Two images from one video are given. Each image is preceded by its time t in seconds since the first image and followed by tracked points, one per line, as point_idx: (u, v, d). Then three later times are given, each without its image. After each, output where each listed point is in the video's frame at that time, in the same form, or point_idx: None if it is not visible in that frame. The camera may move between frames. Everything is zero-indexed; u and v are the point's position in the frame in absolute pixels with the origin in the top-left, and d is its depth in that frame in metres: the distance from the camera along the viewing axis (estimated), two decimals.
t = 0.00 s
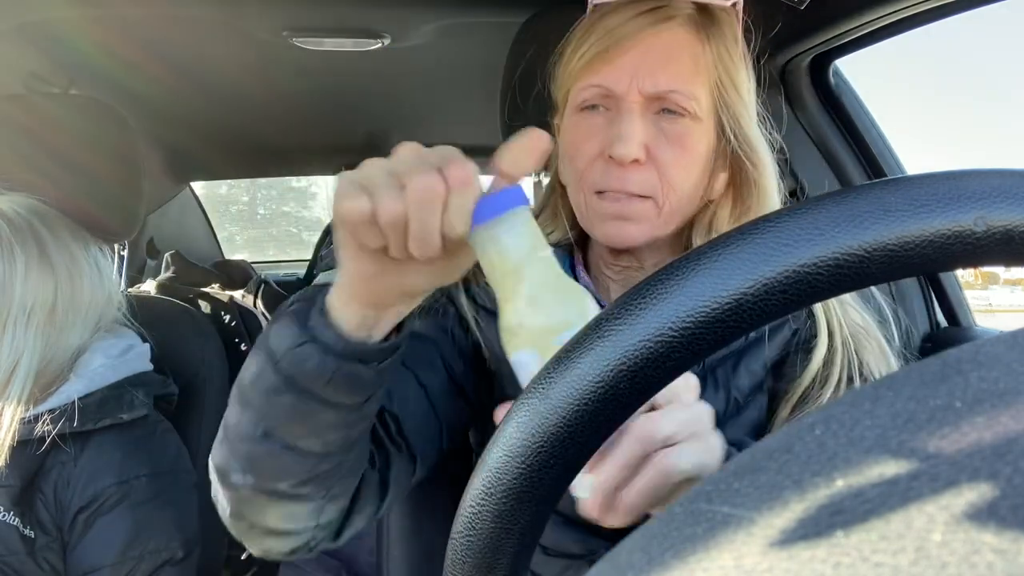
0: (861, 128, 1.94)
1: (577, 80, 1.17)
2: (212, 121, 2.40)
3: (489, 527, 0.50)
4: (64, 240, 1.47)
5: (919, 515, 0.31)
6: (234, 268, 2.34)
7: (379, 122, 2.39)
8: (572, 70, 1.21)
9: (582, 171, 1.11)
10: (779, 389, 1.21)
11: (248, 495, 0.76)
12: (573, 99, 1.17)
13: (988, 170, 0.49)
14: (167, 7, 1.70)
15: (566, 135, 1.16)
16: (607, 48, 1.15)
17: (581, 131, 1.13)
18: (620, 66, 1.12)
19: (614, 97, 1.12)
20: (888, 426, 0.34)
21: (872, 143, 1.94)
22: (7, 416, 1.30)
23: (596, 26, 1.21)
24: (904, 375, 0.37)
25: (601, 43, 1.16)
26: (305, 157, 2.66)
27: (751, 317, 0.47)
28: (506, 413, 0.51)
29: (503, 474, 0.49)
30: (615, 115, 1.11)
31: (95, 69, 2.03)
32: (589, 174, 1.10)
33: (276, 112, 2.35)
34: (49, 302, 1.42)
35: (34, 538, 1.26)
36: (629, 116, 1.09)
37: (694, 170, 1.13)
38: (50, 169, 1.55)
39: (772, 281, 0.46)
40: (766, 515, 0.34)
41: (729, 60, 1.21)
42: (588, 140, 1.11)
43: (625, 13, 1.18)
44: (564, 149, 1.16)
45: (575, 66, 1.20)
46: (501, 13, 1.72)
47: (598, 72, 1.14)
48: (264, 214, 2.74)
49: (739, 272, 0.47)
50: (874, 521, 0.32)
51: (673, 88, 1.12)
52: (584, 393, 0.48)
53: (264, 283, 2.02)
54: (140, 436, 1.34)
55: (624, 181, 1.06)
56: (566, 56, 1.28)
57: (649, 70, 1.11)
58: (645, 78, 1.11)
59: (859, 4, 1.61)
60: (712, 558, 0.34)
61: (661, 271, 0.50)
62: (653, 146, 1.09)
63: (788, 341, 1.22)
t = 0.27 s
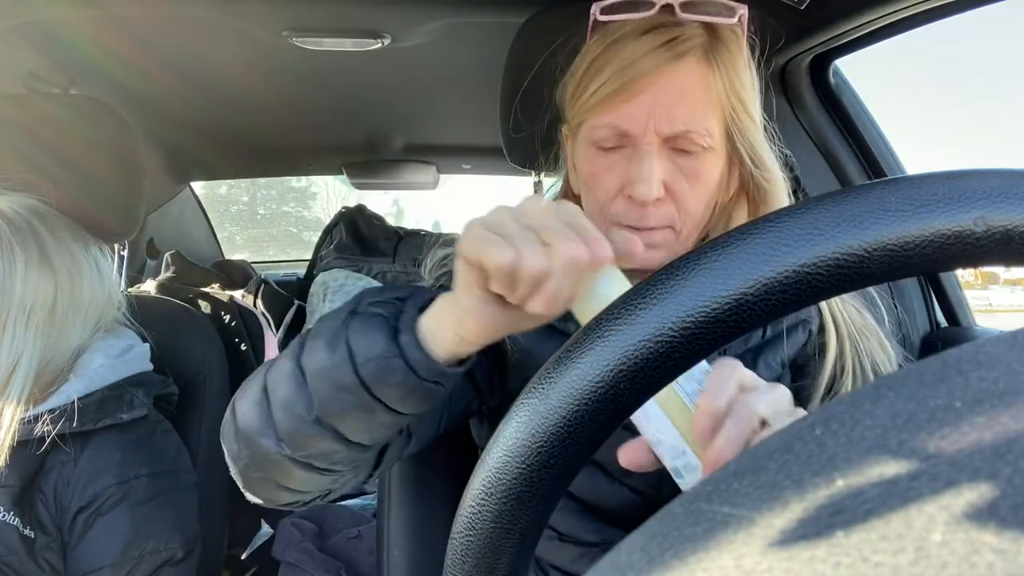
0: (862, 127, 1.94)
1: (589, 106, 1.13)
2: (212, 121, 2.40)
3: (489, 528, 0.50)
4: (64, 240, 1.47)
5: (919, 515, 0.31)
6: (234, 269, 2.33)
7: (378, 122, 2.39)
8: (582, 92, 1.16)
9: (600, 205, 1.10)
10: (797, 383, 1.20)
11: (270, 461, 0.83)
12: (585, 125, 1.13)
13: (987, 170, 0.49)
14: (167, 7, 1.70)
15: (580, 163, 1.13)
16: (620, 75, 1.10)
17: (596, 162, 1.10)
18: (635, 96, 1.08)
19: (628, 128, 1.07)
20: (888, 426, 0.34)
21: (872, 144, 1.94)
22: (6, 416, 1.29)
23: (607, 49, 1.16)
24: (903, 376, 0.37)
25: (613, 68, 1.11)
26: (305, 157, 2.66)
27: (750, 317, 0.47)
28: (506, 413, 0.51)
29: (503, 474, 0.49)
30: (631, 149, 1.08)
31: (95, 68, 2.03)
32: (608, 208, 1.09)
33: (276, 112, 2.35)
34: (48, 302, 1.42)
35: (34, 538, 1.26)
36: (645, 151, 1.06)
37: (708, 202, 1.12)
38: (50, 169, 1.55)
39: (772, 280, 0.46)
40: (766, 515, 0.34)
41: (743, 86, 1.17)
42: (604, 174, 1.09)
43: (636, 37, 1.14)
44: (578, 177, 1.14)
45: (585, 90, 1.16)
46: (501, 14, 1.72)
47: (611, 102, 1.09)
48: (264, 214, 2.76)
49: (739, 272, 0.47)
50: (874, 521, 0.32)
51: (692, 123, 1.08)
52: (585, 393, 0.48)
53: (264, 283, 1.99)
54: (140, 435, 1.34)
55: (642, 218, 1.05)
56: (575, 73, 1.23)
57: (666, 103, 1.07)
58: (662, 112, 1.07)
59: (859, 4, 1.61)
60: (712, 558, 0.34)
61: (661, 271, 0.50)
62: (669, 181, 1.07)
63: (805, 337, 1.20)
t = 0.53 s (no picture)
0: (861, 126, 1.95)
1: (605, 108, 1.16)
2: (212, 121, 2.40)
3: (489, 528, 0.50)
4: (64, 241, 1.47)
5: (918, 515, 0.31)
6: (234, 269, 2.37)
7: (378, 122, 2.39)
8: (595, 90, 1.18)
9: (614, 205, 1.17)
10: (816, 391, 1.16)
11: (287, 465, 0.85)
12: (598, 126, 1.17)
13: (987, 170, 0.49)
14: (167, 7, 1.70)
15: (595, 162, 1.19)
16: (641, 85, 1.13)
17: (613, 164, 1.17)
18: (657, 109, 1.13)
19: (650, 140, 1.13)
20: (889, 426, 0.34)
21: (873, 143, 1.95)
22: (6, 416, 1.29)
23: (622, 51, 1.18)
24: (903, 376, 0.37)
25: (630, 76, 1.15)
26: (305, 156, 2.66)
27: (751, 318, 0.47)
28: (507, 413, 0.51)
29: (503, 474, 0.49)
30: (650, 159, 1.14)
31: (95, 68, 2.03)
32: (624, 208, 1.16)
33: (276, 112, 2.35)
34: (48, 302, 1.42)
35: (35, 538, 1.26)
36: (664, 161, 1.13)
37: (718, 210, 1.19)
38: (50, 170, 1.53)
39: (772, 280, 0.46)
40: (766, 515, 0.34)
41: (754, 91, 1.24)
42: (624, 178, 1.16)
43: (653, 41, 1.17)
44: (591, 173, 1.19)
45: (598, 91, 1.19)
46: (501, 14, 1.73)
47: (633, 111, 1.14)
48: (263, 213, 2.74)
49: (739, 272, 0.47)
50: (874, 521, 0.32)
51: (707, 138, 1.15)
52: (585, 393, 0.48)
53: (264, 283, 2.00)
54: (140, 435, 1.34)
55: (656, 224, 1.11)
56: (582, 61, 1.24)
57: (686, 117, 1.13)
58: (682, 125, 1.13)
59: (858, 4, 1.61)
60: (712, 558, 0.34)
61: (662, 271, 0.50)
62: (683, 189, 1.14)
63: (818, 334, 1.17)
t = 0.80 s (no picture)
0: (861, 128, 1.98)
1: (624, 112, 1.26)
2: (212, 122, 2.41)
3: (488, 529, 0.50)
4: (64, 242, 1.47)
5: (919, 515, 0.31)
6: (233, 269, 2.37)
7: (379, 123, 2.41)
8: (611, 91, 1.24)
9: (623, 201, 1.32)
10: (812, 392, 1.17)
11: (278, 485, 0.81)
12: (613, 128, 1.25)
13: (988, 171, 0.49)
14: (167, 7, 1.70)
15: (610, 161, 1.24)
16: (654, 97, 1.32)
17: (626, 163, 1.28)
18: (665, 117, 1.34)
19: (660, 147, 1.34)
20: (889, 426, 0.34)
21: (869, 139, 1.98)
22: (7, 416, 1.30)
23: (633, 58, 1.30)
24: (903, 376, 0.37)
25: (643, 85, 1.31)
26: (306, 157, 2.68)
27: (750, 319, 0.47)
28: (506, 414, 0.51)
29: (502, 475, 0.49)
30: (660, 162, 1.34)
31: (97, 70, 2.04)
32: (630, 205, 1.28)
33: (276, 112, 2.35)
34: (47, 302, 1.42)
35: (34, 538, 1.26)
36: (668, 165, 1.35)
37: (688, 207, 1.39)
38: (50, 170, 1.53)
39: (771, 281, 0.46)
40: (766, 515, 0.34)
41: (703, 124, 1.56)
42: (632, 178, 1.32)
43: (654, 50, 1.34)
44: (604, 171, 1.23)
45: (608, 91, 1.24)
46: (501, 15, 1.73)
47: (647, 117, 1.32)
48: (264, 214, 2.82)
49: (738, 273, 0.47)
50: (874, 521, 0.32)
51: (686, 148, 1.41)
52: (584, 394, 0.48)
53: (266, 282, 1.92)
54: (140, 435, 1.34)
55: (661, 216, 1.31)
56: (587, 59, 1.25)
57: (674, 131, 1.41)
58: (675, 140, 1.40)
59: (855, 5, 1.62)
60: (712, 558, 0.34)
61: (661, 272, 0.50)
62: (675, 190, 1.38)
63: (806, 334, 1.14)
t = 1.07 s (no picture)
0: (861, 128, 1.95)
1: (624, 112, 1.25)
2: (212, 122, 2.41)
3: (488, 530, 0.50)
4: (63, 242, 1.47)
5: (919, 515, 0.31)
6: (233, 269, 2.36)
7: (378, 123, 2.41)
8: (611, 91, 1.24)
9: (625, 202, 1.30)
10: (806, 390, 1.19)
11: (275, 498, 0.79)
12: (614, 127, 1.24)
13: (988, 171, 0.49)
14: (166, 7, 1.70)
15: (612, 161, 1.22)
16: (653, 98, 1.32)
17: (627, 164, 1.26)
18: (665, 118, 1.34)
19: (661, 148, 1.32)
20: (889, 426, 0.34)
21: (869, 139, 1.94)
22: (7, 416, 1.30)
23: (631, 58, 1.30)
24: (903, 376, 0.37)
25: (642, 85, 1.31)
26: (307, 157, 2.69)
27: (749, 319, 0.47)
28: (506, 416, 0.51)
29: (502, 476, 0.49)
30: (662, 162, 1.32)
31: (97, 71, 2.04)
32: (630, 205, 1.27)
33: (275, 113, 2.35)
34: (47, 302, 1.42)
35: (34, 538, 1.26)
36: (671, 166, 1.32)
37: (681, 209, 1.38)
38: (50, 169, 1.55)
39: (771, 282, 0.46)
40: (766, 515, 0.34)
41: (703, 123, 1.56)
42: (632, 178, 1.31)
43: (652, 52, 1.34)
44: (606, 171, 1.22)
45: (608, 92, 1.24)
46: (501, 15, 1.73)
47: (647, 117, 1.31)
48: (264, 214, 2.84)
49: (737, 274, 0.47)
50: (874, 521, 0.32)
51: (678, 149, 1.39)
52: (583, 395, 0.48)
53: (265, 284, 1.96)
54: (140, 435, 1.34)
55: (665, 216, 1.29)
56: (587, 60, 1.25)
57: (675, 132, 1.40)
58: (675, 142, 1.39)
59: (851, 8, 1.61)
60: (712, 558, 0.34)
61: (661, 273, 0.50)
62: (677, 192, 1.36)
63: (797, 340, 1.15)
